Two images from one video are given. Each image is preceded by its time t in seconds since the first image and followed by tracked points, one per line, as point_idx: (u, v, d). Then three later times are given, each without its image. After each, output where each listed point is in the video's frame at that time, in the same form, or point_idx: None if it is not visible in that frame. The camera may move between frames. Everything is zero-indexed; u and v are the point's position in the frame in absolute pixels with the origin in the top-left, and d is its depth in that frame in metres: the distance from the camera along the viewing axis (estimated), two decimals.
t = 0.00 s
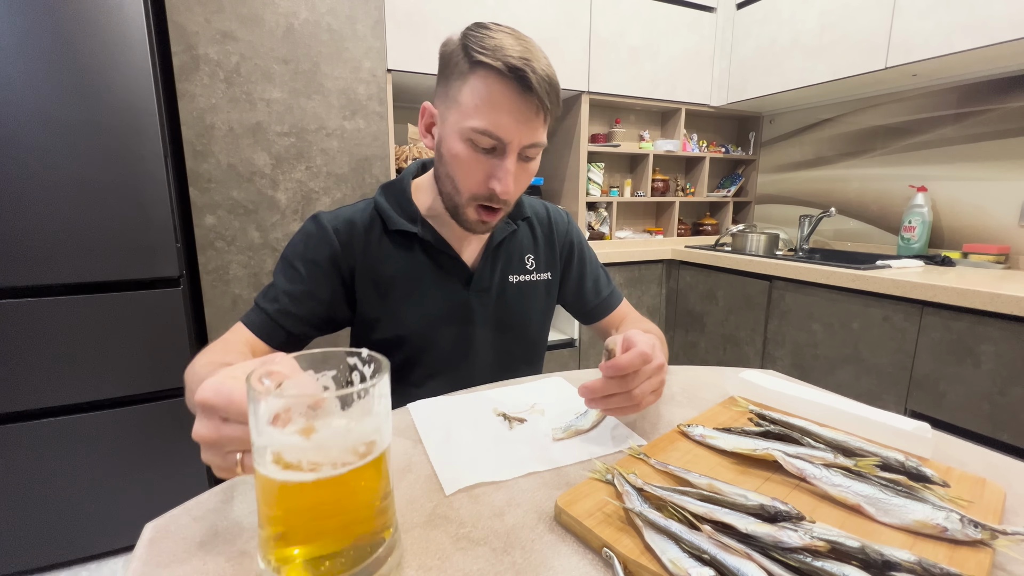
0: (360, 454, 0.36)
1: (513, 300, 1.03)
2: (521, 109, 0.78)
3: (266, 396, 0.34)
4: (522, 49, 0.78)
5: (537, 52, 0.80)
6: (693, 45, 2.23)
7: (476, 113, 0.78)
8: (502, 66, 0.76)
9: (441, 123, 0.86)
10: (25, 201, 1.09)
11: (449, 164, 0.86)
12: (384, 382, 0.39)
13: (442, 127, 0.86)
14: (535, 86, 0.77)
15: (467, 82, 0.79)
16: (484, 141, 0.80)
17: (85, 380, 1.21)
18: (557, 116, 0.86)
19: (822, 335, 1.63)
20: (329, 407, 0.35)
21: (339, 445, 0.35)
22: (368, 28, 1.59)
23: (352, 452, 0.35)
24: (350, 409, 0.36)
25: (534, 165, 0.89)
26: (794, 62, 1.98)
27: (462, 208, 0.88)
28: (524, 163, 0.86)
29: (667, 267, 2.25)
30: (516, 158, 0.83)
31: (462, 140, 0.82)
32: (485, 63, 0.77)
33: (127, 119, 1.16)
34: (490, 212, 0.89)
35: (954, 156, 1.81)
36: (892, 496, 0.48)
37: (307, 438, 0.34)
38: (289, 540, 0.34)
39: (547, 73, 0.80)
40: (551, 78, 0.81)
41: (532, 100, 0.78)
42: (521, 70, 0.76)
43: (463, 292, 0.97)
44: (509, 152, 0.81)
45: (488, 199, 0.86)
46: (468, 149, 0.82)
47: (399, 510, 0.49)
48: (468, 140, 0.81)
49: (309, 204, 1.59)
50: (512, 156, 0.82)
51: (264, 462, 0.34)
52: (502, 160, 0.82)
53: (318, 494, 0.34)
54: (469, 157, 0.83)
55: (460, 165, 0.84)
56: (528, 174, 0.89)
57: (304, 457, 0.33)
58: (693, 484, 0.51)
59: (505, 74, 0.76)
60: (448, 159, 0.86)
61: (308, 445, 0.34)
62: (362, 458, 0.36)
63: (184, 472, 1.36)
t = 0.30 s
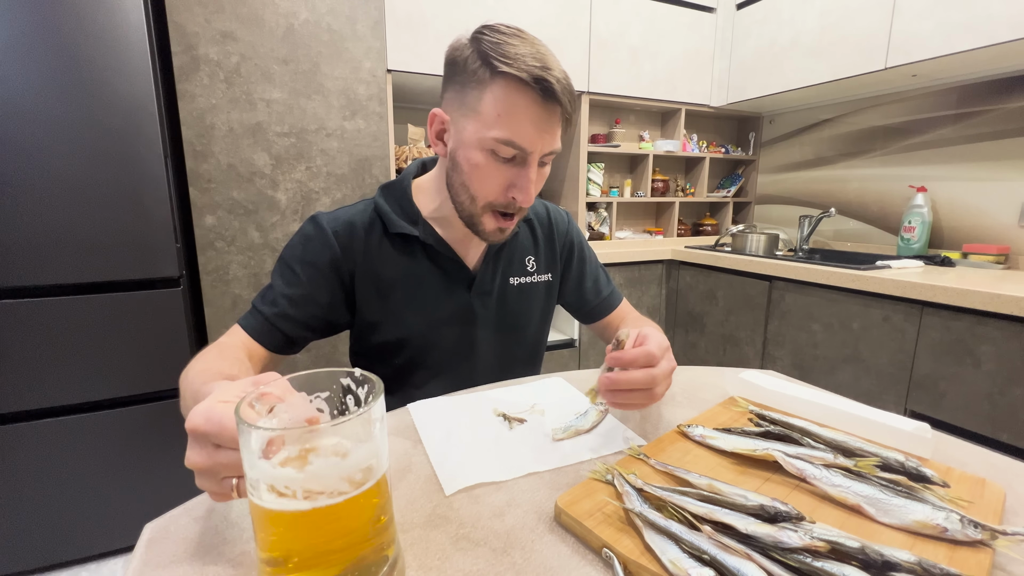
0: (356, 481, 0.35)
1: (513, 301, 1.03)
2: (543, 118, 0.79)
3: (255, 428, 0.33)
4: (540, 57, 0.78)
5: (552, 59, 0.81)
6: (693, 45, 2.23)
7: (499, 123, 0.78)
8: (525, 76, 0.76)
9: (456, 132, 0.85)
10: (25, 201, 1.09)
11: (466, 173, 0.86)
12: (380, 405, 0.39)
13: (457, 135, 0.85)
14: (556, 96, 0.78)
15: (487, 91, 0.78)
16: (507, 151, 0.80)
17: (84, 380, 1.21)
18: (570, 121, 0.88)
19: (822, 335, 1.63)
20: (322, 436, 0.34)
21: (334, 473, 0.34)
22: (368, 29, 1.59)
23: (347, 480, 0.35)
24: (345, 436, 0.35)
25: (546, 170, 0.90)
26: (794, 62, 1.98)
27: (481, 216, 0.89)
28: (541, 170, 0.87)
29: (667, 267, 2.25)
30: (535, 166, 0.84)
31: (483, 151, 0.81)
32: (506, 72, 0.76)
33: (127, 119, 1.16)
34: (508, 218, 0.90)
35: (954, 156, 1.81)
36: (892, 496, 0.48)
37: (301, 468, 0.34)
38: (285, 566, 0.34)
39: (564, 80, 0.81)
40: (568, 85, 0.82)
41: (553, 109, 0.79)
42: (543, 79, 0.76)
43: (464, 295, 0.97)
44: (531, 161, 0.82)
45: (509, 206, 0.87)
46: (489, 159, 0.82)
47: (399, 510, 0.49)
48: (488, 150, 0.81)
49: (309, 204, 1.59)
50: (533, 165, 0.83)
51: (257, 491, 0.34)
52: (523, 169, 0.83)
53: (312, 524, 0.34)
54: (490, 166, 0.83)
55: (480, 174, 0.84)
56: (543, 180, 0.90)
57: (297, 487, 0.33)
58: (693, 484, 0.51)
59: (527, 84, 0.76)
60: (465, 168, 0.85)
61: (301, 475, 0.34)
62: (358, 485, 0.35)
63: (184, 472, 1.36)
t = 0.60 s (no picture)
0: (359, 480, 0.36)
1: (514, 300, 1.03)
2: (550, 120, 0.79)
3: (258, 428, 0.33)
4: (549, 58, 0.78)
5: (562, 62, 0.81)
6: (693, 45, 2.23)
7: (505, 123, 0.78)
8: (533, 78, 0.76)
9: (463, 130, 0.85)
10: (26, 201, 1.09)
11: (472, 170, 0.86)
12: (381, 406, 0.39)
13: (464, 134, 0.85)
14: (564, 98, 0.78)
15: (494, 91, 0.78)
16: (513, 151, 0.80)
17: (84, 380, 1.21)
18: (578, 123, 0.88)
19: (822, 335, 1.63)
20: (323, 436, 0.35)
21: (337, 473, 0.35)
22: (367, 28, 1.59)
23: (350, 480, 0.35)
24: (346, 435, 0.36)
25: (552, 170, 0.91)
26: (794, 62, 1.98)
27: (485, 213, 0.89)
28: (546, 170, 0.87)
29: (667, 266, 2.25)
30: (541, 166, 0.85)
31: (489, 150, 0.82)
32: (514, 73, 0.76)
33: (126, 119, 1.16)
34: (512, 216, 0.90)
35: (954, 156, 1.81)
36: (893, 496, 0.48)
37: (304, 467, 0.34)
38: (287, 569, 0.34)
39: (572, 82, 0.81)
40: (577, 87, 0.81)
41: (560, 112, 0.79)
42: (551, 80, 0.76)
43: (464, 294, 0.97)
44: (536, 161, 0.82)
45: (513, 205, 0.87)
46: (495, 159, 0.82)
47: (398, 510, 0.49)
48: (495, 149, 0.81)
49: (309, 204, 1.59)
50: (538, 165, 0.83)
51: (259, 493, 0.34)
52: (529, 168, 0.83)
53: (315, 526, 0.34)
54: (495, 165, 0.83)
55: (485, 173, 0.84)
56: (549, 180, 0.90)
57: (301, 488, 0.34)
58: (693, 484, 0.51)
59: (535, 86, 0.76)
60: (471, 166, 0.85)
61: (305, 475, 0.34)
62: (360, 485, 0.36)
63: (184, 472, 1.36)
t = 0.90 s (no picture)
0: (359, 482, 0.36)
1: (517, 301, 1.03)
2: (554, 113, 0.79)
3: (259, 428, 0.34)
4: (558, 56, 0.80)
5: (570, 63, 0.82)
6: (693, 45, 2.23)
7: (509, 113, 0.78)
8: (540, 70, 0.77)
9: (468, 121, 0.85)
10: (26, 201, 1.09)
11: (472, 161, 0.85)
12: (382, 407, 0.40)
13: (469, 125, 0.85)
14: (569, 94, 0.79)
15: (501, 82, 0.78)
16: (515, 142, 0.79)
17: (84, 380, 1.20)
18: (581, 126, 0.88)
19: (822, 335, 1.63)
20: (323, 436, 0.35)
21: (337, 473, 0.35)
22: (368, 28, 1.59)
23: (350, 480, 0.35)
24: (346, 435, 0.36)
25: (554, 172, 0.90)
26: (794, 62, 1.98)
27: (482, 206, 0.88)
28: (547, 168, 0.86)
29: (667, 266, 2.25)
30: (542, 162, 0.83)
31: (491, 139, 0.81)
32: (523, 65, 0.77)
33: (126, 119, 1.16)
34: (509, 211, 0.88)
35: (954, 156, 1.81)
36: (892, 496, 0.48)
37: (305, 468, 0.34)
38: (286, 572, 0.34)
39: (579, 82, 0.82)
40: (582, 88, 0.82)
41: (564, 107, 0.79)
42: (558, 75, 0.77)
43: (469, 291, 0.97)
44: (537, 154, 0.81)
45: (509, 199, 0.85)
46: (496, 149, 0.81)
47: (399, 510, 0.49)
48: (497, 139, 0.80)
49: (309, 204, 1.59)
50: (539, 159, 0.82)
51: (259, 495, 0.34)
52: (528, 162, 0.82)
53: (315, 528, 0.34)
54: (495, 155, 0.82)
55: (484, 163, 0.83)
56: (549, 180, 0.89)
57: (302, 488, 0.34)
58: (693, 484, 0.51)
59: (542, 78, 0.77)
60: (472, 156, 0.85)
61: (305, 475, 0.34)
62: (361, 486, 0.36)
63: (184, 472, 1.36)
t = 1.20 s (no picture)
0: (359, 482, 0.36)
1: (521, 304, 1.04)
2: (552, 112, 0.79)
3: (259, 428, 0.33)
4: (550, 54, 0.79)
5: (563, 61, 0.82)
6: (693, 46, 2.23)
7: (508, 116, 0.78)
8: (535, 71, 0.77)
9: (468, 128, 0.85)
10: (27, 201, 1.09)
11: (475, 167, 0.85)
12: (382, 407, 0.39)
13: (468, 132, 0.85)
14: (565, 92, 0.79)
15: (497, 86, 0.78)
16: (516, 144, 0.79)
17: (84, 380, 1.20)
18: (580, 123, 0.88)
19: (822, 335, 1.63)
20: (323, 436, 0.35)
21: (337, 473, 0.35)
22: (368, 29, 1.59)
23: (350, 480, 0.35)
24: (346, 435, 0.36)
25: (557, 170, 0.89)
26: (794, 62, 1.98)
27: (490, 211, 0.87)
28: (550, 167, 0.86)
29: (667, 267, 2.25)
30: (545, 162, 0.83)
31: (493, 144, 0.81)
32: (517, 67, 0.77)
33: (126, 119, 1.16)
34: (517, 215, 0.88)
35: (954, 156, 1.81)
36: (893, 496, 0.48)
37: (305, 468, 0.34)
38: (287, 572, 0.34)
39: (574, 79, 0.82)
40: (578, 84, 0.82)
41: (562, 105, 0.79)
42: (554, 73, 0.77)
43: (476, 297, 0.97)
44: (539, 155, 0.81)
45: (517, 202, 0.85)
46: (498, 153, 0.81)
47: (399, 510, 0.49)
48: (498, 143, 0.80)
49: (309, 204, 1.59)
50: (542, 159, 0.82)
51: (258, 495, 0.34)
52: (531, 163, 0.82)
53: (316, 528, 0.34)
54: (498, 159, 0.81)
55: (488, 169, 0.82)
56: (553, 179, 0.89)
57: (302, 488, 0.34)
58: (693, 484, 0.51)
59: (537, 79, 0.77)
60: (474, 163, 0.84)
61: (305, 475, 0.34)
62: (361, 486, 0.36)
63: (184, 472, 1.36)
